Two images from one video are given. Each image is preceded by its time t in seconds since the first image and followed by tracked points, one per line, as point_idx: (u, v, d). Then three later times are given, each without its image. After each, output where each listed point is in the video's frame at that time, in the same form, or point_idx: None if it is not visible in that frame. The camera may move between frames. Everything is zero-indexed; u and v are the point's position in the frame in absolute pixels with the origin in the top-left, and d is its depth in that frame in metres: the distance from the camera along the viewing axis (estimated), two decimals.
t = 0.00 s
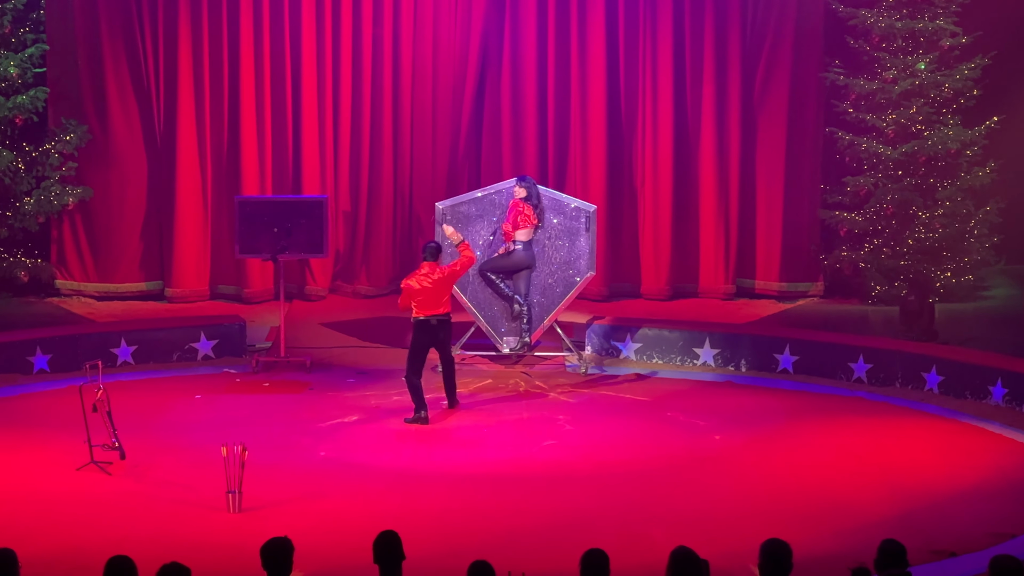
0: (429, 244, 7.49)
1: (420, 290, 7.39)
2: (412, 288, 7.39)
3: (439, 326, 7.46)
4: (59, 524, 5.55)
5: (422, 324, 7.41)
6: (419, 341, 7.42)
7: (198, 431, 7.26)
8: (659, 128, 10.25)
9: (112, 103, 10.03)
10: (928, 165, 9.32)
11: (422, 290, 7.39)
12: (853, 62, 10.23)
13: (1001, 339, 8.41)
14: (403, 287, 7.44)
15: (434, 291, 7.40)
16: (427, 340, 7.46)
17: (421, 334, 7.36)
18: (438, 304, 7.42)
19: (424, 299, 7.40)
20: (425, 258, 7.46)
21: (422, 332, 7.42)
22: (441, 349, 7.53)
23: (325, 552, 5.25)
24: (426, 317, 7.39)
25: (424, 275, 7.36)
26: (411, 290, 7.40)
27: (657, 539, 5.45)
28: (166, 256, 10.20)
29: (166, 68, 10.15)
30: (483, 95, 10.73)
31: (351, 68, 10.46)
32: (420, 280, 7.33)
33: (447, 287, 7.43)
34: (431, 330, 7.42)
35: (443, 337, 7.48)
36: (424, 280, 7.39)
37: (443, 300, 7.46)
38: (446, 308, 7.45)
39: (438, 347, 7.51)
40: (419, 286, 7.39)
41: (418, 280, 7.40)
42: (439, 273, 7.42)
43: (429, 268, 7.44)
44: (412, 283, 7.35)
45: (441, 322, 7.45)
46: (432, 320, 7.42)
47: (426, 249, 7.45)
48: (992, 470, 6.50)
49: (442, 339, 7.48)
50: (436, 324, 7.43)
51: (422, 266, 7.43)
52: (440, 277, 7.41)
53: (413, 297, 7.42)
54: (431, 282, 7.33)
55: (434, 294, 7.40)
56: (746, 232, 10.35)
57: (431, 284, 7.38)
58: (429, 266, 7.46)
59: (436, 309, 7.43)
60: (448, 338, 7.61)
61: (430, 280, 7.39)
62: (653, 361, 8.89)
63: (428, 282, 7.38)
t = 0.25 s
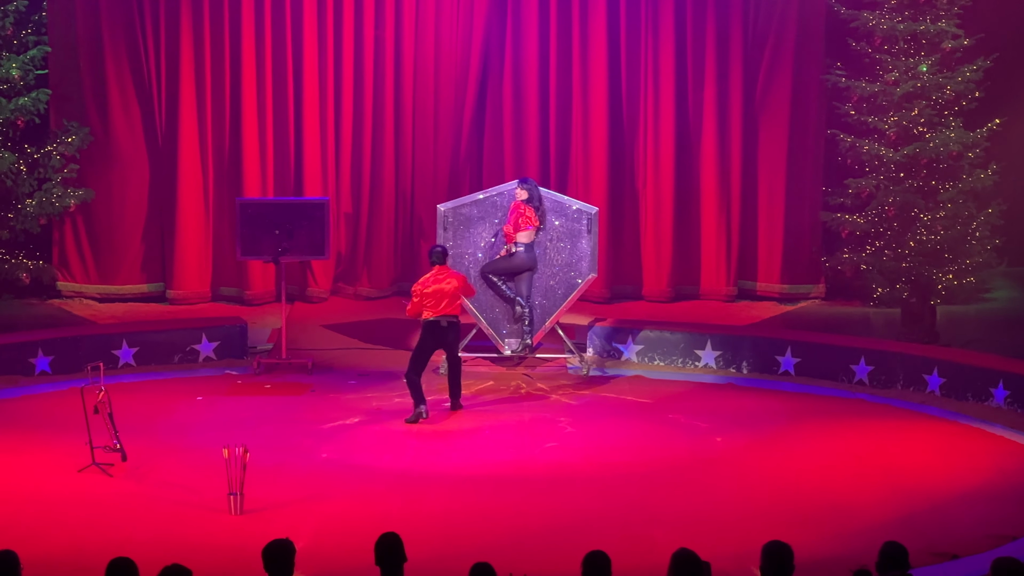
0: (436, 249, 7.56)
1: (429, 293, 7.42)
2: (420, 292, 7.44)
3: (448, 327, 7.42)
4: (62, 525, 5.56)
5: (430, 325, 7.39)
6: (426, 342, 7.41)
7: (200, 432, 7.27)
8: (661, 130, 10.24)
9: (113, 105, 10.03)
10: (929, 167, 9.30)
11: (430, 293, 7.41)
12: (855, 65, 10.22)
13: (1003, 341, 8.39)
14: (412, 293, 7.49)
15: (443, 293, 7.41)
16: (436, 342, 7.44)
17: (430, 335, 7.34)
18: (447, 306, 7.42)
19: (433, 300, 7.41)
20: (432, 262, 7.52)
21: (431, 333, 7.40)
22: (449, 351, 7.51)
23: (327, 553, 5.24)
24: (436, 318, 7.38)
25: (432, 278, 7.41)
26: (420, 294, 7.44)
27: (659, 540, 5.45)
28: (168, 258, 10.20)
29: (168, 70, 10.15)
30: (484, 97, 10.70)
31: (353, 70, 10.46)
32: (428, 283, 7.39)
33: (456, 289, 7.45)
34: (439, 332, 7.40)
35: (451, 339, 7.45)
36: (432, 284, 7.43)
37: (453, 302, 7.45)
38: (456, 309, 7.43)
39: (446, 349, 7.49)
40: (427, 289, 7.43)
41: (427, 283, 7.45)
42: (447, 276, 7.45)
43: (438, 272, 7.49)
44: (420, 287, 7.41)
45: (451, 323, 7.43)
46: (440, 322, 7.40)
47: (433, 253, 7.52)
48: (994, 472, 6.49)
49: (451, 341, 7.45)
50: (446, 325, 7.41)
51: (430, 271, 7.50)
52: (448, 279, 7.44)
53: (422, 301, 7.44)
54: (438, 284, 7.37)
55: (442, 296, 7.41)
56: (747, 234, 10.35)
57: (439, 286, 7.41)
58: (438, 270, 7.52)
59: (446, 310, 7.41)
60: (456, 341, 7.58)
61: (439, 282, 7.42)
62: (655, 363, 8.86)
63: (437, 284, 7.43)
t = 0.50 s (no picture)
0: (433, 249, 7.50)
1: (423, 294, 7.40)
2: (415, 292, 7.42)
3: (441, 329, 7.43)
4: (61, 527, 5.55)
5: (423, 326, 7.42)
6: (420, 344, 7.43)
7: (200, 435, 7.26)
8: (661, 133, 10.24)
9: (113, 107, 10.02)
10: (929, 170, 9.30)
11: (424, 294, 7.40)
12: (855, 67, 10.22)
13: (1003, 344, 8.39)
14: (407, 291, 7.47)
15: (436, 296, 7.40)
16: (430, 344, 7.46)
17: (423, 336, 7.37)
18: (440, 309, 7.42)
19: (426, 302, 7.41)
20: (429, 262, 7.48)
21: (425, 335, 7.43)
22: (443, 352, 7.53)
23: (327, 556, 5.24)
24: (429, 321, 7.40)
25: (427, 280, 7.38)
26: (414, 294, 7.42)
27: (659, 543, 5.45)
28: (167, 261, 10.20)
29: (168, 72, 10.15)
30: (484, 99, 10.70)
31: (353, 72, 10.47)
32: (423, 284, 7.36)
33: (451, 292, 7.43)
34: (432, 333, 7.41)
35: (445, 341, 7.47)
36: (427, 284, 7.41)
37: (447, 304, 7.45)
38: (449, 312, 7.44)
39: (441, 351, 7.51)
40: (421, 290, 7.41)
41: (422, 284, 7.42)
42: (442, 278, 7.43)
43: (433, 272, 7.46)
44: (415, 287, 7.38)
45: (444, 325, 7.44)
46: (433, 324, 7.41)
47: (430, 253, 7.46)
48: (994, 474, 6.49)
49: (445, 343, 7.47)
50: (439, 326, 7.42)
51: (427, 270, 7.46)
52: (443, 282, 7.42)
53: (416, 301, 7.43)
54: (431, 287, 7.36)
55: (436, 299, 7.41)
56: (747, 236, 10.36)
57: (433, 288, 7.39)
58: (433, 270, 7.49)
59: (439, 312, 7.42)
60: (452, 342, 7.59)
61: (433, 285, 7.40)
62: (655, 366, 8.85)
63: (432, 286, 7.40)
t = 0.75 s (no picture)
0: (422, 252, 7.56)
1: (414, 296, 7.48)
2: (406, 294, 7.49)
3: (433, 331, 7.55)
4: (60, 529, 5.56)
5: (417, 330, 7.50)
6: (414, 347, 7.51)
7: (198, 437, 7.26)
8: (660, 135, 10.24)
9: (111, 109, 10.03)
10: (927, 172, 9.30)
11: (416, 297, 7.47)
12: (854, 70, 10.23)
13: (1001, 347, 8.39)
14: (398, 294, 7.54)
15: (428, 298, 7.49)
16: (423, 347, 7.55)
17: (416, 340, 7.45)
18: (432, 311, 7.51)
19: (418, 305, 7.49)
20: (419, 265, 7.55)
21: (417, 338, 7.52)
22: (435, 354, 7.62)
23: (325, 558, 5.25)
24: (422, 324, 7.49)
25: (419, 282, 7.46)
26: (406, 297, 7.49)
27: (657, 545, 5.45)
28: (165, 263, 10.20)
29: (166, 74, 10.15)
30: (482, 101, 10.69)
31: (351, 74, 10.47)
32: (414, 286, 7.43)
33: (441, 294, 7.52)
34: (425, 336, 7.52)
35: (438, 342, 7.57)
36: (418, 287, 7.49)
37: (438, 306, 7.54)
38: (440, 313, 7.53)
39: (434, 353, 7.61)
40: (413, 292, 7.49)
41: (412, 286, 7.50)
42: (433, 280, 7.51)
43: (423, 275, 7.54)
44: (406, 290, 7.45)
45: (436, 327, 7.54)
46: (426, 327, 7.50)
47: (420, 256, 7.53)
48: (991, 476, 6.50)
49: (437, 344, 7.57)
50: (431, 329, 7.52)
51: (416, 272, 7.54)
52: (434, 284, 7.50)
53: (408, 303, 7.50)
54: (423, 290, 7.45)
55: (428, 301, 7.49)
56: (745, 239, 10.36)
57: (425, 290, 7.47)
58: (423, 273, 7.57)
59: (430, 315, 7.51)
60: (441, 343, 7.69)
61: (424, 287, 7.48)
62: (652, 368, 8.79)
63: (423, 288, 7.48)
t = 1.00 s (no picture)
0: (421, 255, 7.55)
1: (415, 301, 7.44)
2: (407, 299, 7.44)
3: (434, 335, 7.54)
4: (53, 535, 5.50)
5: (419, 333, 7.47)
6: (415, 350, 7.48)
7: (194, 442, 7.20)
8: (658, 138, 10.18)
9: (105, 111, 9.97)
10: (927, 175, 9.22)
11: (417, 302, 7.44)
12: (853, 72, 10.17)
13: (1000, 352, 8.33)
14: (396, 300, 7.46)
15: (429, 301, 7.47)
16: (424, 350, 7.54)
17: (419, 344, 7.44)
18: (434, 313, 7.49)
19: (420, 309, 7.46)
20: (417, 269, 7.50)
21: (419, 341, 7.49)
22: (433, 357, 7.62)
23: (320, 564, 5.19)
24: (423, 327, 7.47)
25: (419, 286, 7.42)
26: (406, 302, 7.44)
27: (655, 550, 5.39)
28: (159, 268, 10.15)
29: (161, 76, 10.10)
30: (478, 104, 10.63)
31: (347, 76, 10.41)
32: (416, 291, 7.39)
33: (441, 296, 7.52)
34: (427, 339, 7.50)
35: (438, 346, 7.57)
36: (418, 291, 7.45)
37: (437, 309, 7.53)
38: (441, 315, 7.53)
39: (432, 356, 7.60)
40: (413, 297, 7.44)
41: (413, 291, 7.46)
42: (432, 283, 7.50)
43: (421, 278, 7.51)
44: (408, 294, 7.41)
45: (438, 331, 7.53)
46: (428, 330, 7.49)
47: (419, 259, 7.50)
48: (992, 482, 6.43)
49: (437, 348, 7.57)
50: (433, 332, 7.51)
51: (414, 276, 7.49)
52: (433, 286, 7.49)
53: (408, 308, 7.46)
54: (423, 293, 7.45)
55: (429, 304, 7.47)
56: (744, 242, 10.30)
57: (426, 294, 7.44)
58: (421, 277, 7.54)
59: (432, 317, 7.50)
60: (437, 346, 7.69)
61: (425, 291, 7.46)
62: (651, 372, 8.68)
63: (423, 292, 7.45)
